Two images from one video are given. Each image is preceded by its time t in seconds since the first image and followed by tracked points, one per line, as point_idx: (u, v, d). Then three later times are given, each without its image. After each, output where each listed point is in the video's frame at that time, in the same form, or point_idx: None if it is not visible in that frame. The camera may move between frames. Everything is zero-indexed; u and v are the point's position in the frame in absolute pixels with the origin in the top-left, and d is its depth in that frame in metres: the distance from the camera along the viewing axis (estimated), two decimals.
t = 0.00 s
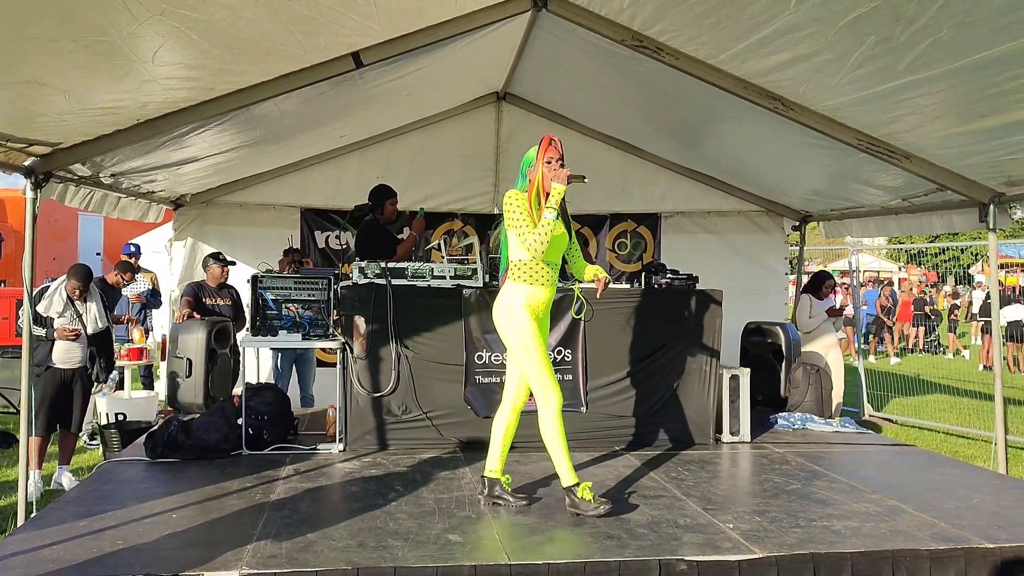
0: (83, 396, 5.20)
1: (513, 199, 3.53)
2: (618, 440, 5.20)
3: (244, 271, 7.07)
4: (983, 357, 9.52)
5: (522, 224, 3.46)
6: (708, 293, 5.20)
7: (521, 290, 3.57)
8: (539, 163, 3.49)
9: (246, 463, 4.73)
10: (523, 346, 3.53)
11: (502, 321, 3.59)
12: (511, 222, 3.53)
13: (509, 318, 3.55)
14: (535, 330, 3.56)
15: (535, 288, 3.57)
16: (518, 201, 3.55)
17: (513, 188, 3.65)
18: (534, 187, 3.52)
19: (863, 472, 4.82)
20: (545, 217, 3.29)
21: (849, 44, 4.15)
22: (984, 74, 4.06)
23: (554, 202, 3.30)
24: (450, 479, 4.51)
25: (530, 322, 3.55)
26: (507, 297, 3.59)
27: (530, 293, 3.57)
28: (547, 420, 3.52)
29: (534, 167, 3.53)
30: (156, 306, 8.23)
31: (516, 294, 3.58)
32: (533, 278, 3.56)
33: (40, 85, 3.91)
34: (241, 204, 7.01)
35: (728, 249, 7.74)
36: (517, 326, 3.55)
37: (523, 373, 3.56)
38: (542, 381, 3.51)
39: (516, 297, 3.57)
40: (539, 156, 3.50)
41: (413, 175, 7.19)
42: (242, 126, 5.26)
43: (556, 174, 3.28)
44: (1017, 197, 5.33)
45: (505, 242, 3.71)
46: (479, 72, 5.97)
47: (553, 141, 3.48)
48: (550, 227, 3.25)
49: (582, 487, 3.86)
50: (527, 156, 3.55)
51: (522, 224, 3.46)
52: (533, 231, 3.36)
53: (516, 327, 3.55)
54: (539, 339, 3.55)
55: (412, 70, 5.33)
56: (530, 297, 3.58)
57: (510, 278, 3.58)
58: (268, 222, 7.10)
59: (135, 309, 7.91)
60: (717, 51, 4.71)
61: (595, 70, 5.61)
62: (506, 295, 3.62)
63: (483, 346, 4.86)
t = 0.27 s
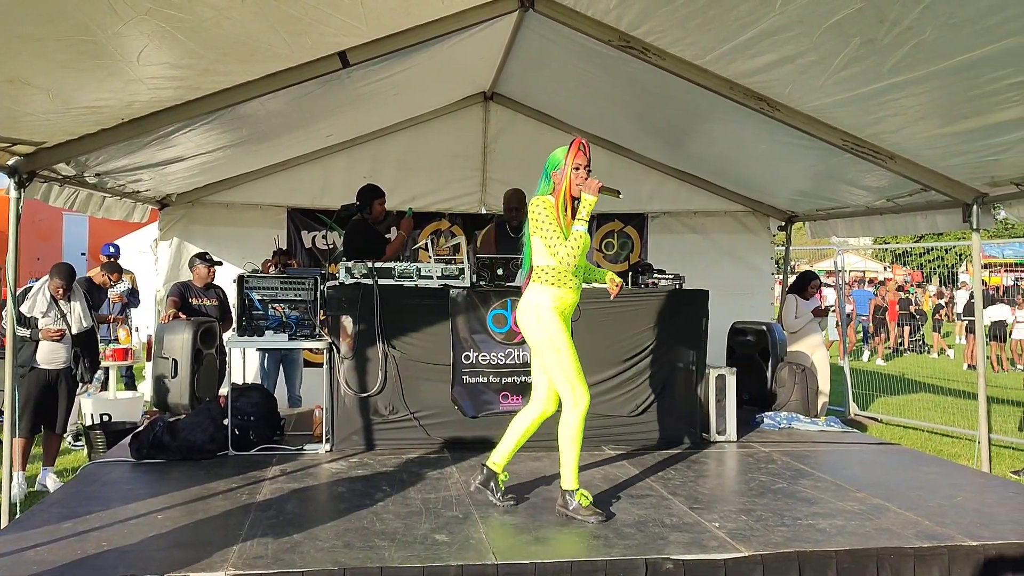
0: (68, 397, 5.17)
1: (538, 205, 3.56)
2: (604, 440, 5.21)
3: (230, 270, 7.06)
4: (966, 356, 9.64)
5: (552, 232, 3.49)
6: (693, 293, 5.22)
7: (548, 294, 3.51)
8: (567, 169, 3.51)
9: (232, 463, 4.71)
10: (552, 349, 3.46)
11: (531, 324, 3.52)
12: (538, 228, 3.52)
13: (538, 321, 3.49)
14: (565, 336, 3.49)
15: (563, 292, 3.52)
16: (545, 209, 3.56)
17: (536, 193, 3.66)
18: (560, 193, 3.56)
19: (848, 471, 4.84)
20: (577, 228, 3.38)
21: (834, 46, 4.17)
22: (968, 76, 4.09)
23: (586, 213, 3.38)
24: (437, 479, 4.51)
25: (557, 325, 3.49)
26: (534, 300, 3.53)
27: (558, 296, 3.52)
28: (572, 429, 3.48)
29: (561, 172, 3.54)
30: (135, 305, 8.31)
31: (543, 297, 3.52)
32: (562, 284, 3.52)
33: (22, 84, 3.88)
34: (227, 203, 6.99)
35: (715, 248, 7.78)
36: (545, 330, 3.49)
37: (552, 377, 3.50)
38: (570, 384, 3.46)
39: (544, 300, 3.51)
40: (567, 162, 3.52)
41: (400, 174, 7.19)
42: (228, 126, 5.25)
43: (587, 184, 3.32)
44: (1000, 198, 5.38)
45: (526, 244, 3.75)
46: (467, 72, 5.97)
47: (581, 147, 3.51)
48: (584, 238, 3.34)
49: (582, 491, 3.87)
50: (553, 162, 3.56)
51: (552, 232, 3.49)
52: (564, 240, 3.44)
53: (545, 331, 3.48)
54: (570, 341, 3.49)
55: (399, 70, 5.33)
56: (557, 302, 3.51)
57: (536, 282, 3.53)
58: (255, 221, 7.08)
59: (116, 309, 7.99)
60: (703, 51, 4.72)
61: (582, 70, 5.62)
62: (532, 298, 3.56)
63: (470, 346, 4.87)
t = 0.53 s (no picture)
0: (51, 399, 5.14)
1: (568, 198, 3.55)
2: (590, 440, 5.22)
3: (215, 271, 7.03)
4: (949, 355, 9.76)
5: (585, 222, 3.49)
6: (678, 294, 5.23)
7: (570, 291, 3.48)
8: (591, 161, 3.55)
9: (217, 465, 4.69)
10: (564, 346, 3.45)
11: (549, 317, 3.48)
12: (569, 219, 3.52)
13: (558, 316, 3.45)
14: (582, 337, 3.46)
15: (585, 289, 3.50)
16: (572, 201, 3.56)
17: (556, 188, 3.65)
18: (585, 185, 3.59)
19: (833, 470, 4.87)
20: (611, 215, 3.43)
21: (818, 47, 4.19)
22: (950, 77, 4.12)
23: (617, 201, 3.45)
24: (422, 479, 4.50)
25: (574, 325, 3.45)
26: (557, 296, 3.49)
27: (581, 293, 3.49)
28: (566, 428, 3.49)
29: (584, 164, 3.58)
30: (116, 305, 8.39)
31: (567, 292, 3.48)
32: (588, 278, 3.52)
33: (4, 83, 3.85)
34: (212, 204, 6.96)
35: (701, 249, 7.81)
36: (565, 328, 3.45)
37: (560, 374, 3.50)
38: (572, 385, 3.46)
39: (566, 296, 3.47)
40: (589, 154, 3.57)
41: (387, 174, 7.18)
42: (212, 126, 5.23)
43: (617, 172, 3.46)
44: (983, 198, 5.42)
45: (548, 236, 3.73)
46: (454, 72, 5.97)
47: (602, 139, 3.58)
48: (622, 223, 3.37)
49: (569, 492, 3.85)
50: (574, 155, 3.59)
51: (585, 222, 3.49)
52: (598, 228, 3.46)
53: (564, 328, 3.44)
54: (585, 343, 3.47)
55: (385, 70, 5.32)
56: (577, 301, 3.48)
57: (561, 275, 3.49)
58: (240, 222, 7.05)
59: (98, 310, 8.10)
60: (688, 52, 4.74)
61: (569, 71, 5.63)
62: (555, 291, 3.51)
63: (456, 346, 4.87)
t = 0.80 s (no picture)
0: (30, 401, 5.08)
1: (584, 208, 3.57)
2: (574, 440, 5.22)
3: (197, 271, 6.98)
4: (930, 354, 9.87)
5: (601, 231, 3.51)
6: (663, 295, 5.26)
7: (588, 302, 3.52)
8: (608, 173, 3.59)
9: (199, 467, 4.67)
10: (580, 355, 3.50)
11: (567, 325, 3.53)
12: (585, 228, 3.54)
13: (575, 324, 3.50)
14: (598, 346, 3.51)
15: (604, 299, 3.54)
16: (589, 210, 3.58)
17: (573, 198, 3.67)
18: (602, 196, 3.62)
19: (815, 469, 4.91)
20: (628, 226, 3.46)
21: (799, 49, 4.21)
22: (931, 79, 4.15)
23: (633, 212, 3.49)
24: (406, 480, 4.49)
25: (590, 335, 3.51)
26: (576, 305, 3.53)
27: (598, 303, 3.53)
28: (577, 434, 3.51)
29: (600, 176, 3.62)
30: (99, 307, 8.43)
31: (585, 302, 3.52)
32: (606, 287, 3.55)
33: None
34: (195, 204, 6.92)
35: (685, 249, 7.85)
36: (582, 336, 3.50)
37: (573, 384, 3.54)
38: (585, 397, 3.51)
39: (584, 306, 3.52)
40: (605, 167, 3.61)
41: (371, 174, 7.17)
42: (194, 126, 5.20)
43: (635, 184, 3.52)
44: (963, 199, 5.47)
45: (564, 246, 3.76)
46: (438, 72, 5.96)
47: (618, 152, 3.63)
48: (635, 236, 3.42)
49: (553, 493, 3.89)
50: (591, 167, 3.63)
51: (601, 232, 3.51)
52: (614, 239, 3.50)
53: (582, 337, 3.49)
54: (601, 353, 3.53)
55: (368, 70, 5.31)
56: (595, 310, 3.52)
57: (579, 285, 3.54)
58: (223, 222, 7.02)
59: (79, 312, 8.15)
60: (671, 53, 4.75)
61: (553, 71, 5.63)
62: (573, 299, 3.56)
63: (440, 347, 4.88)
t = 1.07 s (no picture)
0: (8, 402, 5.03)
1: (604, 210, 3.67)
2: (557, 440, 5.22)
3: (178, 272, 6.94)
4: (911, 355, 9.94)
5: (617, 231, 3.57)
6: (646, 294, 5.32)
7: (625, 302, 3.62)
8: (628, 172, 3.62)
9: (180, 468, 4.64)
10: (618, 355, 3.59)
11: (601, 324, 3.65)
12: (604, 229, 3.64)
13: (609, 325, 3.62)
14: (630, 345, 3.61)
15: (639, 301, 3.63)
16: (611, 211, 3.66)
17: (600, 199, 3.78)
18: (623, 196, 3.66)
19: (797, 467, 4.94)
20: (641, 224, 3.44)
21: (780, 50, 4.24)
22: (910, 81, 4.19)
23: (649, 210, 3.45)
24: (389, 481, 4.48)
25: (626, 336, 3.61)
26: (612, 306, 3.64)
27: (632, 304, 3.62)
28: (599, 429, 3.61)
29: (621, 176, 3.67)
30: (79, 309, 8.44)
31: (617, 302, 3.63)
32: (633, 287, 3.62)
33: None
34: (176, 204, 6.88)
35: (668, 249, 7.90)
36: (615, 336, 3.61)
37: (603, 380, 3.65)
38: (620, 395, 3.59)
39: (618, 305, 3.62)
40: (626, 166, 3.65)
41: (354, 174, 7.16)
42: (174, 126, 5.18)
43: (649, 183, 3.50)
44: (942, 199, 5.51)
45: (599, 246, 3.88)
46: (421, 72, 5.96)
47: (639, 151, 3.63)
48: (649, 233, 3.37)
49: (555, 485, 3.93)
50: (612, 168, 3.71)
51: (617, 231, 3.57)
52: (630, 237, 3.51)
53: (615, 335, 3.60)
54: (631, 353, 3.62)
55: (350, 70, 5.30)
56: (630, 311, 3.61)
57: (613, 285, 3.63)
58: (205, 222, 6.98)
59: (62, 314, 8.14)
60: (653, 54, 4.77)
61: (536, 71, 5.64)
62: (607, 301, 3.67)
63: (423, 347, 4.90)
